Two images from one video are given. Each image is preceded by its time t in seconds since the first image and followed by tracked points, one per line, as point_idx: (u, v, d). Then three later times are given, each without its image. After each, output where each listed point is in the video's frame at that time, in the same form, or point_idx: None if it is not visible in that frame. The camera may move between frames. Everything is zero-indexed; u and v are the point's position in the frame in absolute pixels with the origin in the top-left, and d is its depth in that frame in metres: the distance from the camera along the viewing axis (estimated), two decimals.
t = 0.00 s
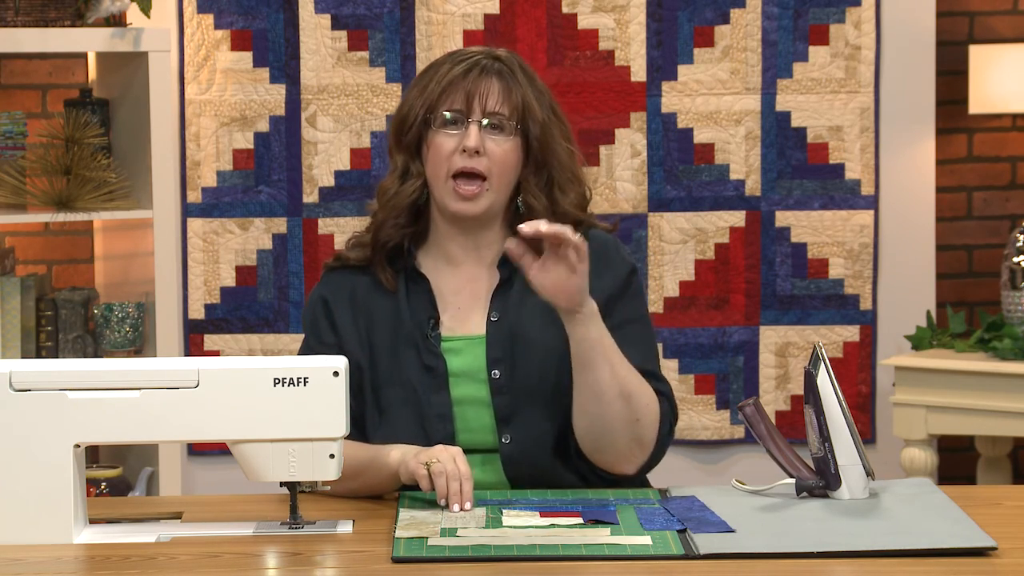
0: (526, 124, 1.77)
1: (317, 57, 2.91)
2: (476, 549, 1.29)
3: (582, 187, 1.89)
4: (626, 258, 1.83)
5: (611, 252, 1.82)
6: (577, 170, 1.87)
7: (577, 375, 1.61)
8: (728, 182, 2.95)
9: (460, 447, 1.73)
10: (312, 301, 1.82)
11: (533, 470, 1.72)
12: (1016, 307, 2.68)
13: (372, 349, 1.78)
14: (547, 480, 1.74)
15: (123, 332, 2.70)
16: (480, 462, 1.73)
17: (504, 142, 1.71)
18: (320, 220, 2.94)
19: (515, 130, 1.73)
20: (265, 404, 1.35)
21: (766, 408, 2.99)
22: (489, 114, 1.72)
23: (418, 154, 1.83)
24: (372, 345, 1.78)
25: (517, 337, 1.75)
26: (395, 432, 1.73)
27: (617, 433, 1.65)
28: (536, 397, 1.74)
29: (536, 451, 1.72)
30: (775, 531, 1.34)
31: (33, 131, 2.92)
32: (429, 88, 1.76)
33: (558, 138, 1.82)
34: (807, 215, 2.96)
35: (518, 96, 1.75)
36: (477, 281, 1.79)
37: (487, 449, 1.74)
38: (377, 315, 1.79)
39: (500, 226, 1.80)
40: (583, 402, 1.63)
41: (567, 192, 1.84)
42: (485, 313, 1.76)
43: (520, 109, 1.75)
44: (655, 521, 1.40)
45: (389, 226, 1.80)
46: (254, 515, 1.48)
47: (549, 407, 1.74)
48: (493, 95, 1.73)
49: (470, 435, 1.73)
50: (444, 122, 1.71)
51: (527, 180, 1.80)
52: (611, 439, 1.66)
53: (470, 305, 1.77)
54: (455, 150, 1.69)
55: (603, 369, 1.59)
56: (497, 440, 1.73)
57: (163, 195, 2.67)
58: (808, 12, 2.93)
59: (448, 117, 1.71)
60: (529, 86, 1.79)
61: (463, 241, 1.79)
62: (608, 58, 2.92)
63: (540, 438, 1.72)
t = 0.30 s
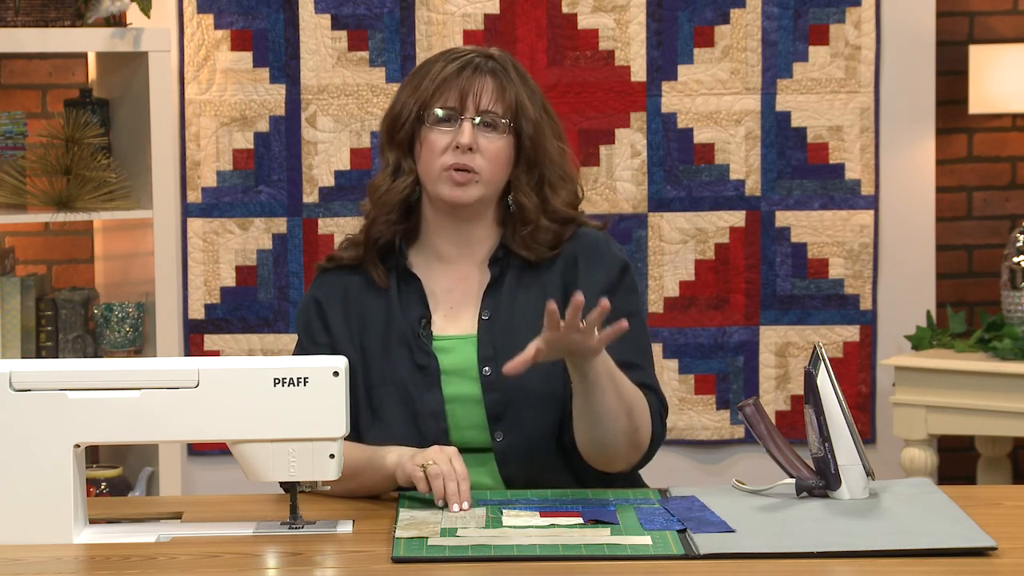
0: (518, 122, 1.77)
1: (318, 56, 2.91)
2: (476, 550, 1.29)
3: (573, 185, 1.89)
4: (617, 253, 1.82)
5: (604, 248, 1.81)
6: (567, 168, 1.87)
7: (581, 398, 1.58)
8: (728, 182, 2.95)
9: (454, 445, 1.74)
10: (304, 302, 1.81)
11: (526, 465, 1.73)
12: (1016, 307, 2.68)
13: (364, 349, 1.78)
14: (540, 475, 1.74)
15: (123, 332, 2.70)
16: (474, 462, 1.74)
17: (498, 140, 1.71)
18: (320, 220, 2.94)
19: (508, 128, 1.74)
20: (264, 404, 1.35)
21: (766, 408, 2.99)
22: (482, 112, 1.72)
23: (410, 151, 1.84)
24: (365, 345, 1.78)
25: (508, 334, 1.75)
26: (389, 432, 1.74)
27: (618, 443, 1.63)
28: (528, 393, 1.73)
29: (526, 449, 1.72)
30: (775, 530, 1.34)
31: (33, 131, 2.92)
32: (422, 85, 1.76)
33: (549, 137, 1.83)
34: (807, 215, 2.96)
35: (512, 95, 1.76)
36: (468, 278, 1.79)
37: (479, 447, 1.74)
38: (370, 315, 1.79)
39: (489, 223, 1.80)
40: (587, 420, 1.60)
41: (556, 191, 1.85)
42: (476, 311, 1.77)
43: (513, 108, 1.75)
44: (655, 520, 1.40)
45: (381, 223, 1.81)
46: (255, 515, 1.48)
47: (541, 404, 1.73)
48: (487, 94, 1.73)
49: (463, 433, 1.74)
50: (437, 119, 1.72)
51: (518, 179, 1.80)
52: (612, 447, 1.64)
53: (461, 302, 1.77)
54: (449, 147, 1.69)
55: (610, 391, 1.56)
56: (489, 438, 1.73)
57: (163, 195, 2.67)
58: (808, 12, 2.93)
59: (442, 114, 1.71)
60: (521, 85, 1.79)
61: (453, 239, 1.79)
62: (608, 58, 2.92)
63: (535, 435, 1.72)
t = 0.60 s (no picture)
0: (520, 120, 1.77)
1: (318, 57, 2.91)
2: (476, 549, 1.29)
3: (573, 180, 1.89)
4: (611, 246, 1.82)
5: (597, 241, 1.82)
6: (566, 163, 1.87)
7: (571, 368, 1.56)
8: (728, 182, 2.95)
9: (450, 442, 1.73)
10: (304, 301, 1.82)
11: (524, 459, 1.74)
12: (1016, 307, 2.67)
13: (363, 348, 1.79)
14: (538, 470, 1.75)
15: (123, 332, 2.70)
16: (472, 460, 1.74)
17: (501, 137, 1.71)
18: (320, 220, 2.94)
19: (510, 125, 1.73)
20: (265, 404, 1.35)
21: (766, 408, 3.00)
22: (484, 109, 1.72)
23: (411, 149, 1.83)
24: (364, 343, 1.79)
25: (505, 330, 1.75)
26: (388, 430, 1.74)
27: (608, 422, 1.62)
28: (526, 388, 1.73)
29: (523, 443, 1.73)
30: (775, 531, 1.34)
31: (33, 131, 2.92)
32: (423, 84, 1.76)
33: (548, 133, 1.83)
34: (807, 215, 2.96)
35: (513, 92, 1.75)
36: (467, 274, 1.78)
37: (478, 445, 1.74)
38: (368, 313, 1.79)
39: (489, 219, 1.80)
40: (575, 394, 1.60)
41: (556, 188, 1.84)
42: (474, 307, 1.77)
43: (514, 106, 1.75)
44: (655, 521, 1.40)
45: (380, 220, 1.81)
46: (255, 515, 1.48)
47: (540, 398, 1.74)
48: (489, 91, 1.73)
49: (461, 429, 1.73)
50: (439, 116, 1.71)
51: (518, 174, 1.80)
52: (602, 427, 1.63)
53: (459, 299, 1.77)
54: (451, 144, 1.69)
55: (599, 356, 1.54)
56: (487, 435, 1.73)
57: (163, 195, 2.67)
58: (808, 12, 2.93)
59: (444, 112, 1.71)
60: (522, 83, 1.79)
61: (453, 236, 1.78)
62: (608, 58, 2.92)
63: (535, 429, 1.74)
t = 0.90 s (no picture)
0: (524, 125, 1.77)
1: (318, 57, 2.91)
2: (476, 549, 1.29)
3: (574, 178, 1.89)
4: (614, 245, 1.81)
5: (600, 240, 1.81)
6: (567, 161, 1.87)
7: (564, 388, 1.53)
8: (728, 182, 2.95)
9: (451, 441, 1.73)
10: (304, 301, 1.82)
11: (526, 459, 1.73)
12: (1016, 307, 2.67)
13: (364, 346, 1.79)
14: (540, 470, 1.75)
15: (123, 332, 2.70)
16: (473, 458, 1.74)
17: (506, 145, 1.71)
18: (320, 220, 2.94)
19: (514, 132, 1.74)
20: (265, 404, 1.35)
21: (766, 408, 3.00)
22: (490, 117, 1.72)
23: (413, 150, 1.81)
24: (364, 342, 1.79)
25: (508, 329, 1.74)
26: (390, 429, 1.75)
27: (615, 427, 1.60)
28: (528, 387, 1.73)
29: (526, 443, 1.73)
30: (775, 531, 1.34)
31: (33, 131, 2.92)
32: (428, 87, 1.75)
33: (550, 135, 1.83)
34: (807, 215, 2.96)
35: (519, 98, 1.75)
36: (468, 275, 1.78)
37: (479, 444, 1.74)
38: (369, 312, 1.80)
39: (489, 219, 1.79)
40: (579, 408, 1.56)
41: (557, 188, 1.84)
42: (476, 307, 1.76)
43: (519, 113, 1.75)
44: (655, 520, 1.40)
45: (382, 221, 1.80)
46: (255, 515, 1.48)
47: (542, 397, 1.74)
48: (495, 98, 1.73)
49: (463, 427, 1.73)
50: (445, 123, 1.72)
51: (518, 176, 1.80)
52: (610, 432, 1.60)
53: (461, 299, 1.77)
54: (457, 153, 1.69)
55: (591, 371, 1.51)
56: (489, 433, 1.73)
57: (163, 196, 2.67)
58: (808, 12, 2.93)
59: (449, 118, 1.72)
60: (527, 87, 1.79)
61: (453, 236, 1.77)
62: (608, 58, 2.92)
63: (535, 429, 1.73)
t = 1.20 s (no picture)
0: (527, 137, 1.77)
1: (318, 57, 2.91)
2: (476, 549, 1.29)
3: (573, 187, 1.88)
4: (616, 251, 1.81)
5: (603, 244, 1.81)
6: (567, 171, 1.86)
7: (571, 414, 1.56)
8: (728, 182, 2.95)
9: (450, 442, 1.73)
10: (303, 301, 1.82)
11: (525, 462, 1.73)
12: (1016, 307, 2.67)
13: (363, 347, 1.78)
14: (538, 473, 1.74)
15: (123, 332, 2.70)
16: (472, 460, 1.74)
17: (511, 160, 1.71)
18: (320, 220, 2.94)
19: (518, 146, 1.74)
20: (265, 404, 1.35)
21: (766, 408, 3.00)
22: (496, 131, 1.71)
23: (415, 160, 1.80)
24: (363, 343, 1.78)
25: (507, 332, 1.75)
26: (388, 430, 1.75)
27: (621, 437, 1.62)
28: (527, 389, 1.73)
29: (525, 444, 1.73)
30: (775, 531, 1.34)
31: (33, 131, 2.92)
32: (434, 99, 1.73)
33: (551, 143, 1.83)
34: (807, 215, 2.96)
35: (524, 112, 1.75)
36: (468, 283, 1.78)
37: (477, 446, 1.74)
38: (368, 314, 1.79)
39: (488, 228, 1.80)
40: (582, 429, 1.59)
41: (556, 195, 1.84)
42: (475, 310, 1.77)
43: (524, 125, 1.75)
44: (655, 520, 1.40)
45: (381, 231, 1.79)
46: (256, 515, 1.48)
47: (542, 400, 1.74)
48: (502, 112, 1.72)
49: (462, 428, 1.73)
50: (450, 136, 1.71)
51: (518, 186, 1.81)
52: (609, 449, 1.62)
53: (460, 305, 1.77)
54: (463, 167, 1.69)
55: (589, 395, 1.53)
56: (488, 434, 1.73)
57: (163, 196, 2.67)
58: (808, 12, 2.93)
59: (455, 132, 1.71)
60: (530, 101, 1.78)
61: (452, 243, 1.79)
62: (608, 58, 2.92)
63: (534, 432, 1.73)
